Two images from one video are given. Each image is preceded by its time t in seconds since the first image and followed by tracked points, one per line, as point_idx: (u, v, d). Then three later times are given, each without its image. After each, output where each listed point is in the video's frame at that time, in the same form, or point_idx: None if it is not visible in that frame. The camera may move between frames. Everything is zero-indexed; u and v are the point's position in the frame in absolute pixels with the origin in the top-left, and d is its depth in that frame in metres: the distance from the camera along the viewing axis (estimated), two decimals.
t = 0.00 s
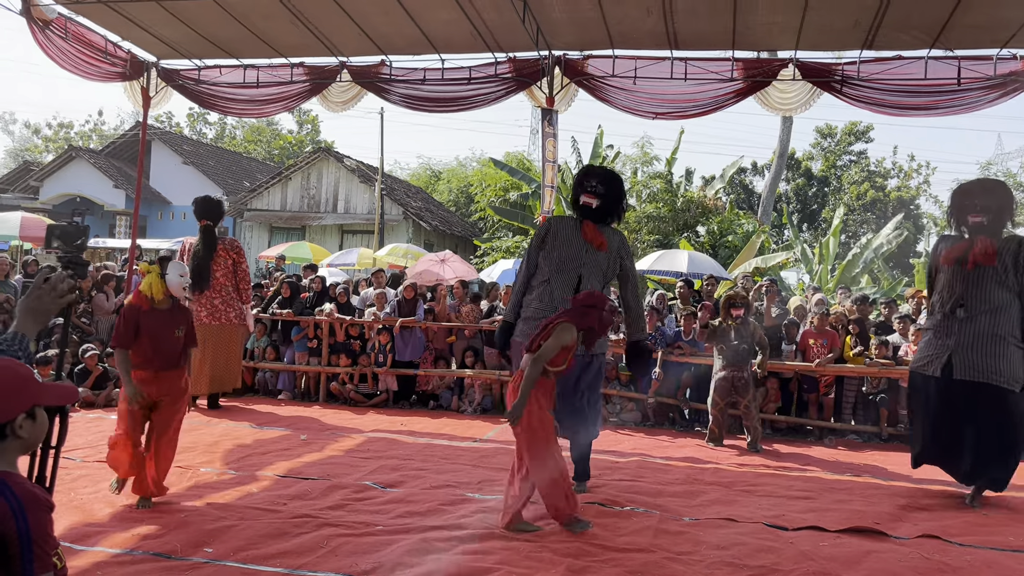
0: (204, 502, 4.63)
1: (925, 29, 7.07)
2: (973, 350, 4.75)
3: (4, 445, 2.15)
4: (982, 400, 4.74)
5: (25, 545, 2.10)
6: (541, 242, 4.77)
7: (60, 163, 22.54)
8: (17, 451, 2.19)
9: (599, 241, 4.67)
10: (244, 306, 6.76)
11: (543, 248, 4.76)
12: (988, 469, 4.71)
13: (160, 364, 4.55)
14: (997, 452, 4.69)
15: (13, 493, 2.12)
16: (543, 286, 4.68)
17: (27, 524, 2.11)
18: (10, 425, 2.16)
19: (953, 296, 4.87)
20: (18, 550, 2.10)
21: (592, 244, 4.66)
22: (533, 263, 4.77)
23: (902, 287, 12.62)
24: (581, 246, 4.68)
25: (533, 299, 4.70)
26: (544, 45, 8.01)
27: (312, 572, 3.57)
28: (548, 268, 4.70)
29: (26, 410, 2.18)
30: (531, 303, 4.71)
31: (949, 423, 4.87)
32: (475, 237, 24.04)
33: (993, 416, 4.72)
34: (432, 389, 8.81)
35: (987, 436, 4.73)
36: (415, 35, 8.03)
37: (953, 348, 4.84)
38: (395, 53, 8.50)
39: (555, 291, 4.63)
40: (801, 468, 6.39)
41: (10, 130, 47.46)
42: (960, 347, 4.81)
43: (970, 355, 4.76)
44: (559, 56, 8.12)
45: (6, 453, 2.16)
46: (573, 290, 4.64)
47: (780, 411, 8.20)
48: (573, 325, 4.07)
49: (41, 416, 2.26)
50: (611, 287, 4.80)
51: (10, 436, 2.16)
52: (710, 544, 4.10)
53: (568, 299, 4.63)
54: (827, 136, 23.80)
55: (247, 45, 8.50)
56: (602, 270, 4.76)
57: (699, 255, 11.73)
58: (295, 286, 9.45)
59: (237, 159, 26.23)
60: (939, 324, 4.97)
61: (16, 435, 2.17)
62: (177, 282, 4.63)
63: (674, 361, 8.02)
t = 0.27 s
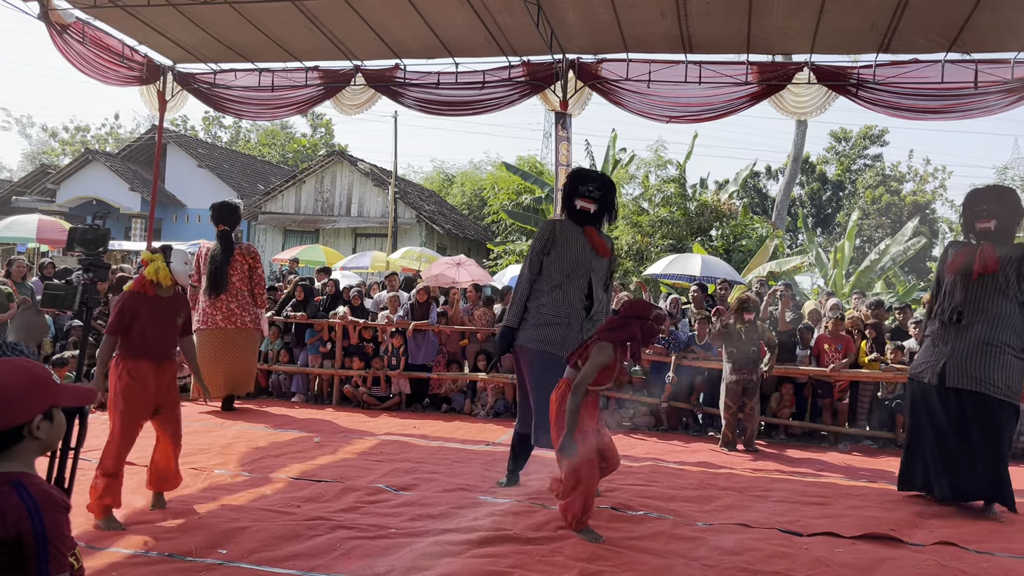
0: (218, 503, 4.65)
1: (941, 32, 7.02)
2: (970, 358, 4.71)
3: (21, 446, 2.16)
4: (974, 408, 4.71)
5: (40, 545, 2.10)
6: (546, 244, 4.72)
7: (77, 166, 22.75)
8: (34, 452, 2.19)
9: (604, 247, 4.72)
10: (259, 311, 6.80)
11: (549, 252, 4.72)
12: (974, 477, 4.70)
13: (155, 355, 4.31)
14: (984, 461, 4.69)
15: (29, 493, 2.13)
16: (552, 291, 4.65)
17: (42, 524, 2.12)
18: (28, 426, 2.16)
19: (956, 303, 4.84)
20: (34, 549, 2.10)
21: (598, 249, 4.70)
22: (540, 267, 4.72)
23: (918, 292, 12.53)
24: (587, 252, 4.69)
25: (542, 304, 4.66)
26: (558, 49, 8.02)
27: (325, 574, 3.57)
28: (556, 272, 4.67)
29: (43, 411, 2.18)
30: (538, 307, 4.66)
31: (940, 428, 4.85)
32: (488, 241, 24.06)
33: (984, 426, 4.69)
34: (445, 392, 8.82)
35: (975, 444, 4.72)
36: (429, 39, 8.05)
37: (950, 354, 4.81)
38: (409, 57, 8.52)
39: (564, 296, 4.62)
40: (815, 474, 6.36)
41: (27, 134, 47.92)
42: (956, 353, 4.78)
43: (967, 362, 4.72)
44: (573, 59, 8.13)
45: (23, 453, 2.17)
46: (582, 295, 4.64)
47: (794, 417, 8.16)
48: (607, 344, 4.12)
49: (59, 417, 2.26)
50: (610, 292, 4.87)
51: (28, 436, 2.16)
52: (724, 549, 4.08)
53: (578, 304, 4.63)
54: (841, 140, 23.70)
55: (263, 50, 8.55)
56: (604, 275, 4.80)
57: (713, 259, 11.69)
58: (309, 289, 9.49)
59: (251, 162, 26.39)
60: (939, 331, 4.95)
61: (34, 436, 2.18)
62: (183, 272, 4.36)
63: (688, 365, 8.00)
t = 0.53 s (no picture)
0: (230, 505, 4.67)
1: (957, 35, 6.98)
2: (961, 359, 4.65)
3: (37, 448, 2.15)
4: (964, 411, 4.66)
5: (55, 545, 2.12)
6: (555, 244, 4.69)
7: (92, 169, 22.93)
8: (50, 453, 2.19)
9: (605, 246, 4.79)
10: (273, 314, 6.82)
11: (559, 252, 4.69)
12: (961, 481, 4.67)
13: (158, 370, 4.22)
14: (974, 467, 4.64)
15: (44, 493, 2.14)
16: (563, 290, 4.64)
17: (58, 524, 2.13)
18: (44, 427, 2.15)
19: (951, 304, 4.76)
20: (50, 549, 2.11)
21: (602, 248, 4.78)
22: (550, 267, 4.67)
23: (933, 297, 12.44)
24: (592, 252, 4.74)
25: (554, 304, 4.62)
26: (571, 53, 8.02)
27: None
28: (567, 272, 4.66)
29: (59, 412, 2.18)
30: (551, 307, 4.62)
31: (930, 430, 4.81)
32: (500, 244, 24.08)
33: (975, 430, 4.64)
34: (456, 396, 8.84)
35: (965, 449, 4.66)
36: (442, 42, 8.06)
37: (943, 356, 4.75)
38: (421, 61, 8.55)
39: (576, 296, 4.63)
40: (829, 479, 6.32)
41: (44, 136, 48.34)
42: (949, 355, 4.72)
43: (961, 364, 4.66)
44: (586, 63, 8.13)
45: (39, 455, 2.17)
46: (591, 295, 4.68)
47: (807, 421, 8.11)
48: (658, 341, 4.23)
49: (73, 419, 2.25)
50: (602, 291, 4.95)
51: (44, 438, 2.16)
52: (736, 555, 4.06)
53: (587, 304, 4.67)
54: (855, 143, 23.59)
55: (277, 53, 8.59)
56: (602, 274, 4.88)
57: (726, 263, 11.66)
58: (321, 292, 9.52)
59: (264, 165, 26.52)
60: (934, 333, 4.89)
61: (50, 438, 2.17)
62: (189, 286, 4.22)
63: (700, 370, 7.98)
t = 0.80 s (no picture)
0: (241, 507, 4.68)
1: (970, 38, 6.93)
2: (984, 365, 4.37)
3: (49, 448, 2.16)
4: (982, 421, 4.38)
5: (68, 543, 2.12)
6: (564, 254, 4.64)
7: (107, 173, 23.11)
8: (61, 454, 2.20)
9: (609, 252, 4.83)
10: (284, 315, 6.81)
11: (571, 260, 4.65)
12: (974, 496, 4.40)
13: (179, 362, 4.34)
14: (989, 481, 4.37)
15: (57, 491, 2.15)
16: (576, 299, 4.64)
17: (69, 522, 2.14)
18: (55, 428, 2.15)
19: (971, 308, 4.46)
20: (62, 545, 2.12)
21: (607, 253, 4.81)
22: (562, 276, 4.63)
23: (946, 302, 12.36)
24: (599, 258, 4.76)
25: (569, 312, 4.61)
26: (582, 56, 8.04)
27: None
28: (580, 280, 4.65)
29: (70, 413, 2.18)
30: (566, 316, 4.61)
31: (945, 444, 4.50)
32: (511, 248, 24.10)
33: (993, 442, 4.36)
34: (467, 399, 8.85)
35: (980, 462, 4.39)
36: (454, 46, 8.08)
37: (961, 364, 4.46)
38: (433, 64, 8.57)
39: (590, 303, 4.65)
40: (841, 484, 6.28)
41: (59, 140, 48.73)
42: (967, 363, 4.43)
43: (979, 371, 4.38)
44: (597, 66, 8.14)
45: (51, 455, 2.17)
46: (602, 301, 4.72)
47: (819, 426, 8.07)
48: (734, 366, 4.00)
49: (85, 420, 2.25)
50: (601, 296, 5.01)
51: (55, 439, 2.16)
52: (748, 559, 4.04)
53: (599, 310, 4.70)
54: (868, 147, 23.48)
55: (290, 58, 8.65)
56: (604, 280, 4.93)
57: (738, 267, 11.61)
58: (332, 295, 9.55)
59: (277, 168, 26.65)
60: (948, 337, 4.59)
61: (61, 438, 2.17)
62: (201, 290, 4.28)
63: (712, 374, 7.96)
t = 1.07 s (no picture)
0: (253, 510, 4.70)
1: (984, 41, 6.90)
2: (1010, 376, 4.23)
3: (61, 450, 2.11)
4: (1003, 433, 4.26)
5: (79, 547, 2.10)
6: (578, 251, 4.65)
7: (119, 176, 23.26)
8: (74, 456, 2.15)
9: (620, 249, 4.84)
10: (292, 321, 6.82)
11: (584, 257, 4.66)
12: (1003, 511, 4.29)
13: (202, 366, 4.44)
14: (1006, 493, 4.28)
15: (70, 493, 2.13)
16: (590, 295, 4.63)
17: (83, 525, 2.12)
18: (67, 430, 2.10)
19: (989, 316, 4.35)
20: (75, 549, 2.10)
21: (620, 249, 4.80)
22: (576, 273, 4.64)
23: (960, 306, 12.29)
24: (611, 255, 4.76)
25: (583, 309, 4.61)
26: (593, 60, 8.04)
27: None
28: (594, 277, 4.65)
29: (83, 415, 2.12)
30: (580, 313, 4.61)
31: (963, 459, 4.37)
32: (521, 251, 24.10)
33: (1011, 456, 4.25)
34: (477, 402, 8.86)
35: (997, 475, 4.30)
36: (465, 50, 8.10)
37: (985, 375, 4.32)
38: (444, 68, 8.59)
39: (604, 300, 4.64)
40: (853, 489, 6.25)
41: (72, 144, 49.06)
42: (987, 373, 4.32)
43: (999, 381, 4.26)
44: (608, 70, 8.15)
45: (62, 458, 2.12)
46: (615, 298, 4.72)
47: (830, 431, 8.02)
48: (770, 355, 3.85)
49: (99, 422, 2.18)
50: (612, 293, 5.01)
51: (67, 441, 2.11)
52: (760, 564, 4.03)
53: (613, 306, 4.70)
54: (880, 150, 23.39)
55: (302, 61, 8.69)
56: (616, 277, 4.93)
57: (749, 270, 11.58)
58: (344, 297, 9.58)
59: (288, 171, 26.75)
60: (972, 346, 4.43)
61: (73, 441, 2.12)
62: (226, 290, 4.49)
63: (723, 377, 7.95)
